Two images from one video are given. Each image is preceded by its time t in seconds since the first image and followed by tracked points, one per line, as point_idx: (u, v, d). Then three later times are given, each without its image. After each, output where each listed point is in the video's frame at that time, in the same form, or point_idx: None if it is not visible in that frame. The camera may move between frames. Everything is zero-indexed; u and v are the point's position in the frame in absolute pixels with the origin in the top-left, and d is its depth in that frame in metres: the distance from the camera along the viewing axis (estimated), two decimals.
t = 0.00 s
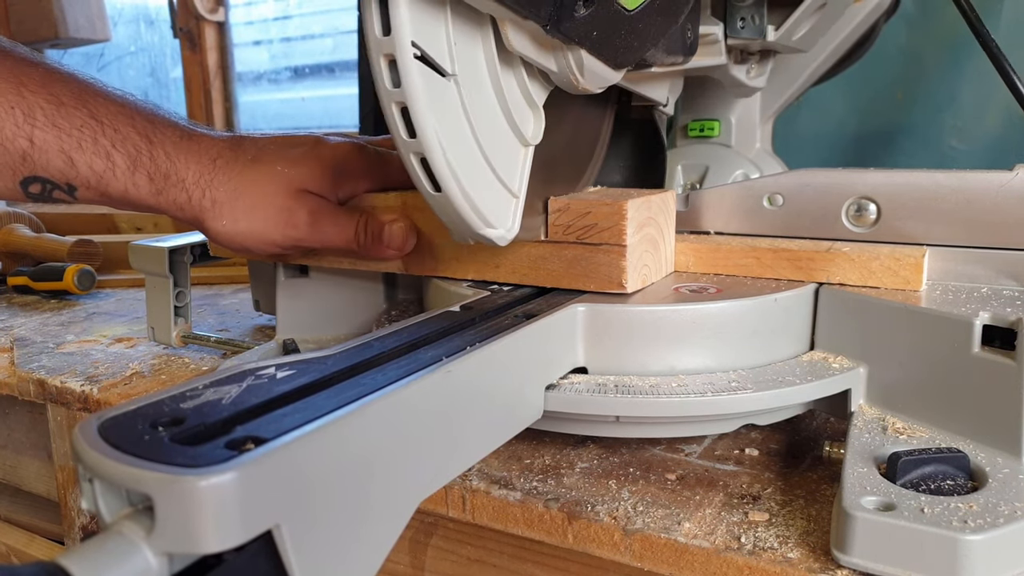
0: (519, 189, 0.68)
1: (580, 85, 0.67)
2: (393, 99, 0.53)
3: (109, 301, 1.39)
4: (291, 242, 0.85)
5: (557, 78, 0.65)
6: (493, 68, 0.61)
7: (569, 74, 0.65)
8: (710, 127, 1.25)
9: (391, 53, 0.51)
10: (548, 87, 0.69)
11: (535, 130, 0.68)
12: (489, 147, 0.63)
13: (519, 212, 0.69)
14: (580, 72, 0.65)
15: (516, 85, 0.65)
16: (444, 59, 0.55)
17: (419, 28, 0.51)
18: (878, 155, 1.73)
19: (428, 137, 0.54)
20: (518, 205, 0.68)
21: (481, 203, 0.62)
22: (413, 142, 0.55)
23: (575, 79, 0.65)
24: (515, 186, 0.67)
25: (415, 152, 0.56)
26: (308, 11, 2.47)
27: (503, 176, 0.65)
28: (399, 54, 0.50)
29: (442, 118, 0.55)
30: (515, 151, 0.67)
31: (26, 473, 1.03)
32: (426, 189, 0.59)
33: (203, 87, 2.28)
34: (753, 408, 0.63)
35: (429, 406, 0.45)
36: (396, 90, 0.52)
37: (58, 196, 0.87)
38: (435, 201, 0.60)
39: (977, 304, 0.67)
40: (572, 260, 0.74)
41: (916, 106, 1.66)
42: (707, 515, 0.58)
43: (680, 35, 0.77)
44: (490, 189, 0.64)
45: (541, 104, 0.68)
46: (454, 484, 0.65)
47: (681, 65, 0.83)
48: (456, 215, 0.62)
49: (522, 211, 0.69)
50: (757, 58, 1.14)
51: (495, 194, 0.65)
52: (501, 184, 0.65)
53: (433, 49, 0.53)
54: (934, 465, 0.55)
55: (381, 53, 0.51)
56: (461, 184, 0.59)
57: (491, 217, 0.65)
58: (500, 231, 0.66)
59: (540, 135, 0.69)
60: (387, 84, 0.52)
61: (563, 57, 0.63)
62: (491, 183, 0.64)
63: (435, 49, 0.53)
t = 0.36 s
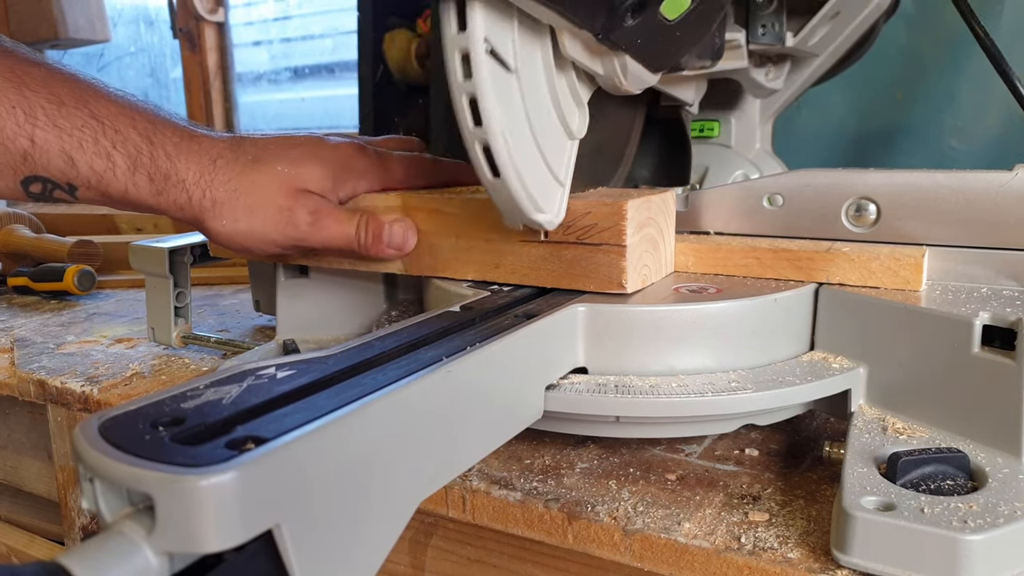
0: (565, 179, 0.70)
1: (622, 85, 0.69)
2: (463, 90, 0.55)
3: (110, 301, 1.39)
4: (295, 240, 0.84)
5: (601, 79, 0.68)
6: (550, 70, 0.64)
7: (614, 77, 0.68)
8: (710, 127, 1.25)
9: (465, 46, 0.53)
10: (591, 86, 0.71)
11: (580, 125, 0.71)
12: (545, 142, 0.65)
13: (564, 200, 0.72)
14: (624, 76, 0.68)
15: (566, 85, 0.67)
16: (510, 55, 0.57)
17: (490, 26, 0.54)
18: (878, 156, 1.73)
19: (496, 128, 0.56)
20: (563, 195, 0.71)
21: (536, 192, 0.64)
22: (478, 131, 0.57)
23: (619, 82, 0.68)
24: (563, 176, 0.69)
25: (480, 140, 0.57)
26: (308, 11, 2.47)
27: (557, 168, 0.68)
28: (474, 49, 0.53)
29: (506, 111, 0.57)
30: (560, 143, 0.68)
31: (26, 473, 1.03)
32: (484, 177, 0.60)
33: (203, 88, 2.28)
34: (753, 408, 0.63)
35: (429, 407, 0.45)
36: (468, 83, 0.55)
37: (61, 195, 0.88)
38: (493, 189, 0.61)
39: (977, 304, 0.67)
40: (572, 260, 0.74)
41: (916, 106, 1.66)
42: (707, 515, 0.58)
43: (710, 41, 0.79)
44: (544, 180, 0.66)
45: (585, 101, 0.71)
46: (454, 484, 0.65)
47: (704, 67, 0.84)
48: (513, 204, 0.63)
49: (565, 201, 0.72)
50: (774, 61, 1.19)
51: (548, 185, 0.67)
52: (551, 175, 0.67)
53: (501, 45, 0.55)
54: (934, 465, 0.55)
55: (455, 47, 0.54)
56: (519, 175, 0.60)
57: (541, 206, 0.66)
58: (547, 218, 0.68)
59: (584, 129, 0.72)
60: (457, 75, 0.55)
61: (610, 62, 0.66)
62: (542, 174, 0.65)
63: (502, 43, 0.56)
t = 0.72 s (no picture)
0: (397, 214, 0.57)
1: (475, 83, 0.58)
2: (198, 101, 0.40)
3: (109, 301, 1.39)
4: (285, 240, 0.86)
5: (443, 72, 0.57)
6: (350, 63, 0.51)
7: (457, 69, 0.56)
8: (709, 127, 1.26)
9: (189, 39, 0.39)
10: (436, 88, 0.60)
11: (419, 142, 0.59)
12: (349, 163, 0.52)
13: (398, 239, 0.58)
14: (470, 67, 0.56)
15: (387, 83, 0.56)
16: (273, 51, 0.44)
17: (224, 6, 0.39)
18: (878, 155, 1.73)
19: (253, 152, 0.42)
20: (396, 233, 0.58)
21: (336, 235, 0.50)
22: (231, 156, 0.42)
23: (467, 75, 0.57)
24: (389, 211, 0.57)
25: (236, 169, 0.43)
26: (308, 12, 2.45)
27: (365, 194, 0.54)
28: (198, 40, 0.38)
29: (266, 122, 0.43)
30: (386, 166, 0.56)
31: (26, 474, 1.03)
32: (257, 218, 0.46)
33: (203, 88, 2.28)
34: (753, 409, 0.63)
35: (429, 407, 0.45)
36: (201, 91, 0.40)
37: (61, 186, 0.84)
38: (275, 233, 0.48)
39: (977, 304, 0.67)
40: (566, 259, 0.74)
41: (916, 106, 1.66)
42: (707, 516, 0.58)
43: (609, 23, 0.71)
44: (349, 211, 0.52)
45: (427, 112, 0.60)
46: (454, 484, 0.65)
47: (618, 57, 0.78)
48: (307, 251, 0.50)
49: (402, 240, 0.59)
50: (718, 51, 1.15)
51: (359, 221, 0.53)
52: (371, 209, 0.55)
53: (252, 37, 0.42)
54: (934, 466, 0.55)
55: (177, 41, 0.39)
56: (307, 214, 0.47)
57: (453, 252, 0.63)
58: (365, 265, 0.54)
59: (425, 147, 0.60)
60: (217, 148, 0.42)
61: (445, 46, 0.54)
62: (350, 208, 0.52)
63: (258, 38, 0.42)
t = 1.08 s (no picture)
0: (466, 201, 0.63)
1: (536, 84, 0.64)
2: (310, 100, 0.46)
3: (109, 301, 1.39)
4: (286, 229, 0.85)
5: (508, 75, 0.63)
6: (430, 63, 0.56)
7: (521, 72, 0.62)
8: (710, 127, 1.26)
9: (307, 47, 0.44)
10: (500, 88, 0.65)
11: (484, 136, 0.64)
12: (430, 154, 0.57)
13: (469, 224, 0.64)
14: (532, 70, 0.62)
15: (460, 84, 0.60)
16: (372, 56, 0.49)
17: (336, 17, 0.45)
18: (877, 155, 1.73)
19: (356, 145, 0.48)
20: (466, 217, 0.63)
21: (420, 219, 0.56)
22: (337, 148, 0.48)
23: (529, 78, 0.63)
24: (460, 197, 0.62)
25: (341, 160, 0.49)
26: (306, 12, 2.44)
27: (443, 185, 0.59)
28: (315, 48, 0.44)
29: (368, 119, 0.49)
30: (458, 156, 0.62)
31: (26, 474, 1.03)
32: (355, 203, 0.52)
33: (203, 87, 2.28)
34: (753, 408, 0.63)
35: (430, 407, 0.45)
36: (314, 91, 0.46)
37: (59, 169, 0.81)
38: (368, 217, 0.54)
39: (977, 304, 0.67)
40: (565, 260, 0.74)
41: (916, 106, 1.66)
42: (707, 516, 0.58)
43: (648, 29, 0.77)
44: (429, 198, 0.58)
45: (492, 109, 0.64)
46: (454, 484, 0.65)
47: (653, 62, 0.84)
48: (394, 232, 0.56)
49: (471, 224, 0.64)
50: (739, 55, 1.20)
51: (437, 206, 0.59)
52: (446, 196, 0.60)
53: (357, 44, 0.47)
54: (934, 465, 0.55)
55: (294, 48, 0.45)
56: (397, 200, 0.53)
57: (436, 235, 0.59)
58: (442, 246, 0.60)
59: (489, 140, 0.65)
60: (324, 141, 0.48)
61: (513, 53, 0.60)
62: (433, 195, 0.58)
63: (361, 44, 0.48)
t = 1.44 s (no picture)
0: (523, 190, 0.68)
1: (584, 87, 0.69)
2: (398, 100, 0.54)
3: (109, 301, 1.39)
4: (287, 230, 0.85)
5: (559, 78, 0.67)
6: (495, 65, 0.62)
7: (573, 75, 0.66)
8: (709, 127, 1.25)
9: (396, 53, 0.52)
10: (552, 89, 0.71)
11: (538, 131, 0.69)
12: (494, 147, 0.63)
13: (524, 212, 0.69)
14: (582, 73, 0.66)
15: (517, 84, 0.66)
16: (449, 60, 0.56)
17: (423, 29, 0.52)
18: (877, 155, 1.74)
19: (436, 138, 0.55)
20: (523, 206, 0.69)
21: (485, 205, 0.63)
22: (418, 141, 0.56)
23: (580, 81, 0.67)
24: (517, 186, 0.68)
25: (421, 151, 0.56)
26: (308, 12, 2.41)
27: (506, 175, 0.66)
28: (404, 54, 0.51)
29: (445, 116, 0.56)
30: (517, 151, 0.68)
31: (26, 474, 1.03)
32: (431, 189, 0.59)
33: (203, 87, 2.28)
34: (754, 408, 0.63)
35: (429, 407, 0.45)
36: (401, 91, 0.54)
37: (60, 169, 0.79)
38: (442, 203, 0.61)
39: (977, 304, 0.67)
40: (565, 260, 0.74)
41: (916, 106, 1.66)
42: (707, 515, 0.58)
43: (682, 35, 0.79)
44: (492, 186, 0.64)
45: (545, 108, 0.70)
46: (454, 484, 0.65)
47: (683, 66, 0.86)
48: (463, 217, 0.62)
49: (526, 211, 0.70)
50: (758, 58, 1.19)
51: (499, 195, 0.65)
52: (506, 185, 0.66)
53: (438, 51, 0.54)
54: (934, 465, 0.55)
55: (386, 54, 0.52)
56: (467, 187, 0.60)
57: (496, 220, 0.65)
58: (503, 231, 0.66)
59: (542, 135, 0.70)
60: (409, 135, 0.56)
61: (566, 58, 0.64)
62: (496, 185, 0.64)
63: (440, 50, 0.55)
